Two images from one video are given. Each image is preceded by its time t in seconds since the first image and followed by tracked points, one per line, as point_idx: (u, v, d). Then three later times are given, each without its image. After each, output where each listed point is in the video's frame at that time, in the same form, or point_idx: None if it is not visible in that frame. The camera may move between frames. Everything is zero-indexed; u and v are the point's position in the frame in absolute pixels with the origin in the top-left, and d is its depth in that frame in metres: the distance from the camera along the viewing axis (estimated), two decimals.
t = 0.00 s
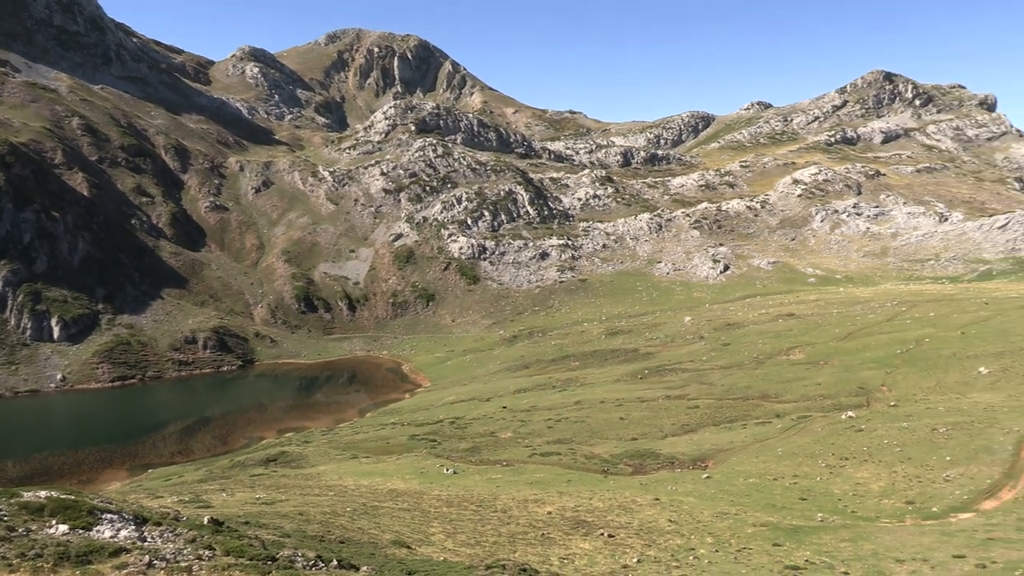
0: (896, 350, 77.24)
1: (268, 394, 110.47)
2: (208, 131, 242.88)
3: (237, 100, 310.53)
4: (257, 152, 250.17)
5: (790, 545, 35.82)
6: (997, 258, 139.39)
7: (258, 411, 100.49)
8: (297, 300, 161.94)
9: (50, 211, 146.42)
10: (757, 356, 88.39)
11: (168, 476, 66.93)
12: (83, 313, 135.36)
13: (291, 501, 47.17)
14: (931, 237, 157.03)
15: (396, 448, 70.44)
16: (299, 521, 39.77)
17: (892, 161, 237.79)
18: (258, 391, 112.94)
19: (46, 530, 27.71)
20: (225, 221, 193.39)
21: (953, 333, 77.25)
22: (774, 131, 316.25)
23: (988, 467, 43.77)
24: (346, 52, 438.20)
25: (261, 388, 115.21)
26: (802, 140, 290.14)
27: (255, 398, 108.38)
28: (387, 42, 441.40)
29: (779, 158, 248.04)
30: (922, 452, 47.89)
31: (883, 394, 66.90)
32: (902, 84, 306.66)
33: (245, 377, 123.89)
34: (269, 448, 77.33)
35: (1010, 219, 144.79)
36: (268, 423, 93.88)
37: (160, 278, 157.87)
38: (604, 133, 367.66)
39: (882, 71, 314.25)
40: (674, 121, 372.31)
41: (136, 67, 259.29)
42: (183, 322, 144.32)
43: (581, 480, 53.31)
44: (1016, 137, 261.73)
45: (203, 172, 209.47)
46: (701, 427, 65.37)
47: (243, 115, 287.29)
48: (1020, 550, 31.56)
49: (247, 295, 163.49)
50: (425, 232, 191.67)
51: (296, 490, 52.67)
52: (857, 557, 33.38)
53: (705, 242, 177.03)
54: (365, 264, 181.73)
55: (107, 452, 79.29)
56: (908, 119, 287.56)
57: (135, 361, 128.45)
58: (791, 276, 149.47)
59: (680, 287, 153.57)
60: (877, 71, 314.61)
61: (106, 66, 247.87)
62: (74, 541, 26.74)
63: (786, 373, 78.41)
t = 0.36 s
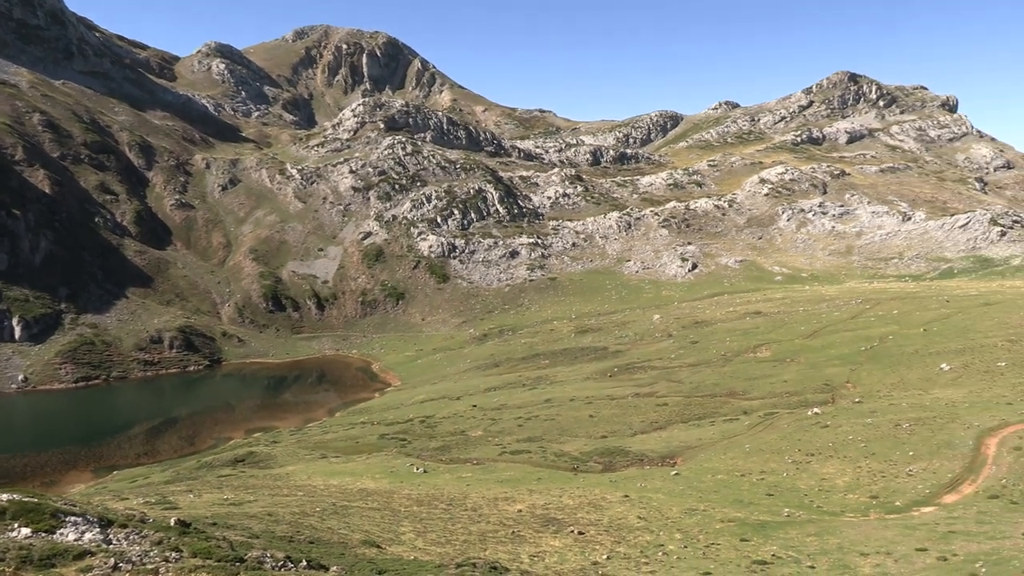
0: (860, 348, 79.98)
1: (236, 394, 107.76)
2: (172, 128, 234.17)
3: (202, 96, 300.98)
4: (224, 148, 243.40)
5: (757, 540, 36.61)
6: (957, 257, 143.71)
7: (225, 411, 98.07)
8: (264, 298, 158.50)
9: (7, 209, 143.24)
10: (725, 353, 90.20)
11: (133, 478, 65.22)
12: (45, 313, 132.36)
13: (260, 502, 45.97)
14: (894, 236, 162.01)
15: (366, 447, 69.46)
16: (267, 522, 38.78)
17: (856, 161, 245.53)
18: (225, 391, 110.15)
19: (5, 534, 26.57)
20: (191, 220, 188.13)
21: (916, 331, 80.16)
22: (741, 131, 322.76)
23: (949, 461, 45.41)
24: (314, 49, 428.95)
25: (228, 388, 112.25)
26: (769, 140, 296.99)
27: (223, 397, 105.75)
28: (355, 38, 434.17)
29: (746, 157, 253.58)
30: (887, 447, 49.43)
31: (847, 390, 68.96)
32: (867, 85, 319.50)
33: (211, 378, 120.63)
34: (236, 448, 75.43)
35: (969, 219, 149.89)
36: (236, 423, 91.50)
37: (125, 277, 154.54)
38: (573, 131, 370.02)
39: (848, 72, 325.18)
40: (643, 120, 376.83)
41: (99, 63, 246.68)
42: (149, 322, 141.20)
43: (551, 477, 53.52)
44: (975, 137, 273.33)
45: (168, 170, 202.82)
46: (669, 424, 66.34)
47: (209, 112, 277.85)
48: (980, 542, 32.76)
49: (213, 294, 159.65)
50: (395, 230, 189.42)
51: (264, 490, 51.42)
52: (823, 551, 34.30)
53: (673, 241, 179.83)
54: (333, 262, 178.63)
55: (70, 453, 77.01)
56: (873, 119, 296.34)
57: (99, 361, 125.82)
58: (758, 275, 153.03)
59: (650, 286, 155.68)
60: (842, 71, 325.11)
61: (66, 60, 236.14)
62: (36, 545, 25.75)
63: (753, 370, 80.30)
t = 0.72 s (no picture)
0: (842, 345, 81.35)
1: (219, 391, 106.20)
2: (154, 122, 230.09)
3: (184, 91, 295.46)
4: (207, 143, 239.50)
5: (739, 536, 37.04)
6: (938, 255, 144.65)
7: (208, 407, 96.72)
8: (248, 295, 156.49)
9: None
10: (709, 350, 91.07)
11: (115, 475, 64.13)
12: (24, 309, 129.85)
13: (243, 499, 45.35)
14: (876, 235, 164.39)
15: (349, 445, 68.91)
16: (250, 519, 38.30)
17: (838, 160, 249.28)
18: (207, 388, 108.49)
19: None
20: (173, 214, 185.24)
21: (897, 329, 81.60)
22: (725, 129, 325.68)
23: (928, 458, 46.29)
24: (298, 44, 423.30)
25: (211, 385, 110.56)
26: (752, 139, 300.38)
27: (205, 394, 104.15)
28: (340, 33, 429.28)
29: (730, 156, 256.03)
30: (868, 444, 50.32)
31: (829, 387, 70.03)
32: (849, 84, 324.02)
33: (192, 374, 118.73)
34: (218, 445, 74.45)
35: (949, 218, 150.86)
36: (218, 420, 90.18)
37: (107, 273, 152.46)
38: (558, 129, 370.48)
39: (830, 71, 330.20)
40: (628, 118, 378.48)
41: (80, 57, 240.97)
42: (130, 318, 138.93)
43: (536, 474, 53.64)
44: (956, 137, 279.06)
45: (150, 164, 199.62)
46: (653, 421, 66.85)
47: (192, 107, 273.06)
48: (959, 537, 33.46)
49: (196, 290, 157.41)
50: (379, 227, 187.92)
51: (247, 487, 50.78)
52: (805, 547, 34.80)
53: (657, 239, 181.01)
54: (317, 259, 176.83)
55: (50, 450, 75.39)
56: (855, 119, 301.56)
57: (80, 358, 123.58)
58: (741, 272, 154.79)
59: (633, 283, 156.66)
60: (825, 71, 329.77)
61: (46, 53, 230.68)
62: (15, 543, 25.10)
63: (735, 367, 81.32)
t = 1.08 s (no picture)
0: (828, 340, 82.36)
1: (206, 385, 105.25)
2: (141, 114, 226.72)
3: (170, 82, 290.55)
4: (195, 136, 236.11)
5: (726, 530, 37.46)
6: (924, 251, 146.37)
7: (195, 401, 95.78)
8: (235, 288, 155.06)
9: None
10: (697, 345, 91.77)
11: (102, 469, 63.44)
12: (8, 302, 127.83)
13: (231, 493, 44.99)
14: (862, 230, 166.24)
15: (337, 439, 68.58)
16: (237, 513, 37.99)
17: (826, 156, 251.31)
18: (194, 382, 107.42)
19: None
20: (159, 208, 182.87)
21: (884, 324, 82.65)
22: (714, 124, 326.99)
23: (913, 452, 46.91)
24: (286, 36, 417.10)
25: (198, 379, 109.55)
26: (740, 134, 302.13)
27: (193, 388, 103.12)
28: (329, 26, 423.76)
29: (719, 151, 257.33)
30: (854, 438, 51.01)
31: (816, 381, 70.87)
32: (837, 80, 325.50)
33: (179, 369, 117.51)
34: (206, 439, 73.84)
35: (936, 214, 152.68)
36: (206, 414, 89.38)
37: (93, 266, 150.60)
38: (547, 123, 370.09)
39: (819, 67, 331.31)
40: (618, 113, 378.81)
41: (65, 47, 236.16)
42: (117, 312, 137.30)
43: (524, 468, 53.83)
44: (943, 133, 282.72)
45: (137, 157, 196.98)
46: (641, 415, 67.27)
47: (179, 99, 268.72)
48: (943, 530, 34.00)
49: (183, 284, 155.81)
50: (367, 221, 186.62)
51: (235, 481, 50.43)
52: (790, 540, 35.27)
53: (646, 234, 181.61)
54: (305, 253, 175.40)
55: (35, 444, 74.27)
56: (843, 115, 304.00)
57: (65, 352, 121.96)
58: (729, 267, 155.95)
59: (622, 278, 157.22)
60: (814, 67, 331.73)
61: (30, 44, 225.00)
62: None
63: (724, 361, 81.99)
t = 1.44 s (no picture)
0: (808, 335, 83.83)
1: (186, 382, 103.32)
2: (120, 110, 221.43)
3: (148, 77, 283.43)
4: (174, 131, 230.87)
5: (708, 524, 37.95)
6: (902, 246, 149.25)
7: (175, 399, 94.02)
8: (216, 285, 152.59)
9: None
10: (679, 340, 92.67)
11: (80, 468, 61.89)
12: None
13: (211, 492, 44.23)
14: (842, 226, 169.15)
15: (319, 436, 67.87)
16: (218, 512, 37.38)
17: (806, 152, 255.08)
18: (174, 380, 105.46)
19: None
20: (138, 203, 178.96)
21: (863, 318, 84.40)
22: (695, 120, 329.73)
23: (892, 445, 47.88)
24: (267, 31, 407.93)
25: (178, 376, 107.47)
26: (721, 131, 305.15)
27: (173, 386, 101.24)
28: (309, 21, 416.87)
29: (700, 147, 259.60)
30: (834, 432, 51.98)
31: (796, 375, 72.10)
32: (817, 77, 330.02)
33: (158, 366, 115.26)
34: (186, 437, 72.49)
35: (915, 210, 155.58)
36: (185, 412, 87.72)
37: (71, 263, 146.94)
38: (529, 119, 369.55)
39: (799, 64, 336.41)
40: (599, 109, 380.01)
41: (42, 41, 228.70)
42: (95, 310, 134.31)
43: (507, 464, 53.93)
44: (920, 129, 288.24)
45: (115, 152, 192.33)
46: (623, 410, 67.74)
47: (159, 94, 262.32)
48: (920, 523, 34.78)
49: (163, 281, 153.01)
50: (349, 217, 184.67)
51: (216, 479, 49.60)
52: (771, 534, 35.78)
53: (628, 229, 182.62)
54: (286, 249, 173.03)
55: (12, 444, 72.27)
56: (823, 111, 308.36)
57: (42, 350, 118.79)
58: (710, 263, 157.78)
59: (604, 273, 158.05)
60: (794, 64, 336.24)
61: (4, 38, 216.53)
62: None
63: (706, 356, 82.88)
